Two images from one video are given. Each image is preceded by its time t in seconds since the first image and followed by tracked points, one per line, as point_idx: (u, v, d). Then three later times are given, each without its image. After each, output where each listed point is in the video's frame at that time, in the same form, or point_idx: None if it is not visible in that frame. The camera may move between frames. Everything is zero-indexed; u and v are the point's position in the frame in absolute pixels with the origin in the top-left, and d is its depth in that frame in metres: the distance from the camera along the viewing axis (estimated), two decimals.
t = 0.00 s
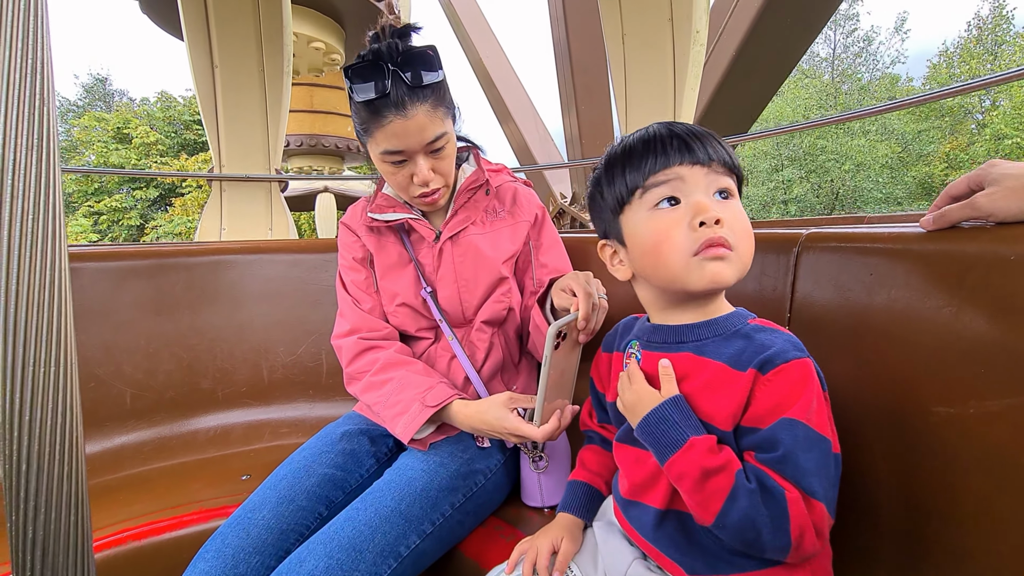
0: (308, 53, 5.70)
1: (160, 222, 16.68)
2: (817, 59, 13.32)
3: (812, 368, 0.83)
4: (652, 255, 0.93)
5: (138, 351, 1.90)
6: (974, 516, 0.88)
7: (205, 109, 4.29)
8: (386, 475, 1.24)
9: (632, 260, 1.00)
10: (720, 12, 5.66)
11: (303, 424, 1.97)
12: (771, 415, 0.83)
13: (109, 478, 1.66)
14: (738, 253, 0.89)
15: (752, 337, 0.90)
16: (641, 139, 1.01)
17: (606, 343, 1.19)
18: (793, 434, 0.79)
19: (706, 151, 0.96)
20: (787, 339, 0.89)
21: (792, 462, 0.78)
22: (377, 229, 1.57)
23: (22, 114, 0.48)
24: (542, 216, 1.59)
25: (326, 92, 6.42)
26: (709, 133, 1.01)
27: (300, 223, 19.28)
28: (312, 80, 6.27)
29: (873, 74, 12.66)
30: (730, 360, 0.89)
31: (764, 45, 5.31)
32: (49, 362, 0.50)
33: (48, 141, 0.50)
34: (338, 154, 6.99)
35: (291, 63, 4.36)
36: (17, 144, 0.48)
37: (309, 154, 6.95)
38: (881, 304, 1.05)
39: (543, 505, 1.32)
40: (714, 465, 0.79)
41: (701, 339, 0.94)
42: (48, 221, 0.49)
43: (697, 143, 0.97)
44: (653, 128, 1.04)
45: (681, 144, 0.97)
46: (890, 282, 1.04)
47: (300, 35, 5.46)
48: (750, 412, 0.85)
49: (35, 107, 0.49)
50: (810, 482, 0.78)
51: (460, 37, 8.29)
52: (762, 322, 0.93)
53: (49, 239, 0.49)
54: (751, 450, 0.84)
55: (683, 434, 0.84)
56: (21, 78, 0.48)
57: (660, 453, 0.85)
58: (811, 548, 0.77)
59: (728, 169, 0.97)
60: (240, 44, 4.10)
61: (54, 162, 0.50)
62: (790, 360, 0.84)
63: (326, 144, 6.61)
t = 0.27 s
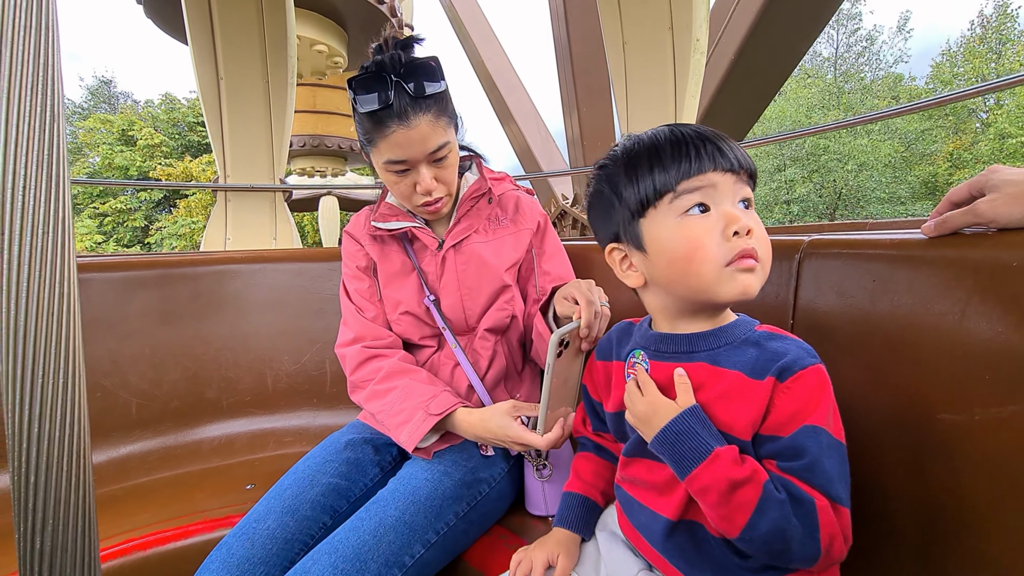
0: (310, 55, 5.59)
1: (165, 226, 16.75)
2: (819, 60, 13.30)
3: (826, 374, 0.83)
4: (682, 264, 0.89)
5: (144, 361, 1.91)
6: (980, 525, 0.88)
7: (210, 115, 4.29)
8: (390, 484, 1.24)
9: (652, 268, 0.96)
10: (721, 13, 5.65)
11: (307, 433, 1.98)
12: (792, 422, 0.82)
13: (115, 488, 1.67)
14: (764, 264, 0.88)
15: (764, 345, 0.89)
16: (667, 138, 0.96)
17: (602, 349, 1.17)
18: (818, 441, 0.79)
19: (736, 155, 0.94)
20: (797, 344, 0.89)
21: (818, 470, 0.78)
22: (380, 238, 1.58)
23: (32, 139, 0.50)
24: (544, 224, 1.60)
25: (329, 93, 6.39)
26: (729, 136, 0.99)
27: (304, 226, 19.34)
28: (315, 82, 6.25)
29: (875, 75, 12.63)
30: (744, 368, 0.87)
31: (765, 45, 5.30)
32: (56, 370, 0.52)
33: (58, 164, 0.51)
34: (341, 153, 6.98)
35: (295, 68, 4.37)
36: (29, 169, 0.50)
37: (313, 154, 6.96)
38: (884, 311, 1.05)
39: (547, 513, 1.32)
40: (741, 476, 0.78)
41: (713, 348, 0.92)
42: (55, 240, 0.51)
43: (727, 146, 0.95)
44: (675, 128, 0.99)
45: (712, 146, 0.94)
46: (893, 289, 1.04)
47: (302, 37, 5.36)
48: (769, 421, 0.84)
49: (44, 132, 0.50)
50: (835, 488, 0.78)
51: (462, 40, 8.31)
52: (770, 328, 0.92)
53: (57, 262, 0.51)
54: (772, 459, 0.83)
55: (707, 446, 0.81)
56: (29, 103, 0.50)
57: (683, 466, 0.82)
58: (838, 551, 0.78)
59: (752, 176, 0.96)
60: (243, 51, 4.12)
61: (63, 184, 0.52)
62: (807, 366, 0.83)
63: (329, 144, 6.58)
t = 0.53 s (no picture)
0: (312, 55, 5.52)
1: (167, 227, 16.77)
2: (820, 59, 13.27)
3: (848, 382, 0.83)
4: (710, 271, 0.88)
5: (147, 366, 1.91)
6: (986, 528, 0.87)
7: (212, 117, 4.29)
8: (394, 489, 1.24)
9: (674, 273, 0.95)
10: (721, 12, 5.65)
11: (310, 437, 1.98)
12: (815, 431, 0.81)
13: (119, 493, 1.67)
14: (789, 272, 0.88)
15: (783, 352, 0.89)
16: (697, 137, 0.95)
17: (611, 351, 1.17)
18: (842, 451, 0.78)
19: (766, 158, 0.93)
20: (817, 351, 0.89)
21: (843, 480, 0.78)
22: (383, 241, 1.58)
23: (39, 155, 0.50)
24: (546, 228, 1.60)
25: (330, 90, 6.35)
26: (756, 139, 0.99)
27: (306, 227, 19.36)
28: (316, 82, 6.23)
29: (877, 73, 12.62)
30: (764, 375, 0.87)
31: (765, 45, 5.29)
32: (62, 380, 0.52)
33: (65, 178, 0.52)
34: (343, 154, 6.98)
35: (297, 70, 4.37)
36: (36, 184, 0.50)
37: (314, 152, 6.96)
38: (888, 315, 1.05)
39: (550, 517, 1.30)
40: (764, 486, 0.78)
41: (731, 354, 0.92)
42: (62, 250, 0.52)
43: (757, 149, 0.93)
44: (704, 128, 0.98)
45: (743, 147, 0.92)
46: (896, 291, 1.04)
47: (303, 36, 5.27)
48: (791, 429, 0.84)
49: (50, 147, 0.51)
50: (860, 499, 0.78)
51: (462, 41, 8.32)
52: (788, 334, 0.92)
53: (64, 274, 0.52)
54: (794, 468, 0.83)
55: (728, 455, 0.81)
56: (36, 119, 0.50)
57: (705, 476, 0.82)
58: (864, 562, 0.78)
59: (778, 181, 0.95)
60: (245, 53, 4.12)
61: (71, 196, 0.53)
62: (829, 374, 0.83)
63: (329, 144, 6.56)
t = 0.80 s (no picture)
0: (312, 54, 5.45)
1: (167, 228, 16.77)
2: (820, 59, 13.26)
3: (855, 392, 0.83)
4: (716, 287, 0.89)
5: (148, 369, 1.91)
6: (985, 531, 0.88)
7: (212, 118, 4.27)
8: (394, 491, 1.24)
9: (681, 281, 0.96)
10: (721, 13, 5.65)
11: (310, 440, 1.98)
12: (819, 440, 0.82)
13: (121, 496, 1.67)
14: (797, 295, 0.88)
15: (790, 359, 0.89)
16: (718, 142, 0.94)
17: (617, 352, 1.17)
18: (846, 461, 0.79)
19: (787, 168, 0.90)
20: (825, 359, 0.89)
21: (846, 490, 0.78)
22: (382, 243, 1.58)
23: (44, 164, 0.51)
24: (545, 231, 1.60)
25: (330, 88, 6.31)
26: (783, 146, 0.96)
27: (306, 227, 19.36)
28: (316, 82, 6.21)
29: (877, 73, 12.62)
30: (770, 382, 0.88)
31: (765, 45, 5.29)
32: (66, 382, 0.53)
33: (69, 184, 0.52)
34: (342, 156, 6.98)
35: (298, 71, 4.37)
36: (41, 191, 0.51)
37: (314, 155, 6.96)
38: (887, 318, 1.05)
39: (550, 519, 1.31)
40: (767, 493, 0.78)
41: (737, 360, 0.92)
42: (66, 254, 0.52)
43: (778, 159, 0.91)
44: (729, 131, 0.96)
45: (763, 157, 0.90)
46: (895, 293, 1.04)
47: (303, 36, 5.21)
48: (796, 437, 0.85)
49: (54, 156, 0.51)
50: (863, 508, 0.78)
51: (462, 42, 8.32)
52: (797, 342, 0.92)
53: (68, 279, 0.52)
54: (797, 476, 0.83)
55: (731, 461, 0.81)
56: (42, 126, 0.51)
57: (707, 481, 0.82)
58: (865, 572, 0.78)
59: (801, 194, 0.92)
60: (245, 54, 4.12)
61: (76, 202, 0.53)
62: (836, 383, 0.83)
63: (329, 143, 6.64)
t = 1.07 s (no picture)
0: (313, 52, 5.48)
1: (167, 228, 16.78)
2: (820, 59, 13.27)
3: (860, 395, 0.83)
4: (717, 287, 0.89)
5: (149, 368, 1.91)
6: (983, 528, 0.88)
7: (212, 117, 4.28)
8: (395, 490, 1.24)
9: (684, 279, 0.96)
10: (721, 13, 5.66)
11: (310, 438, 1.98)
12: (821, 442, 0.82)
13: (121, 494, 1.68)
14: (800, 298, 0.87)
15: (794, 360, 0.89)
16: (727, 141, 0.93)
17: (623, 350, 1.17)
18: (849, 464, 0.78)
19: (795, 169, 0.89)
20: (830, 361, 0.88)
21: (848, 492, 0.77)
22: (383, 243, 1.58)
23: (46, 163, 0.51)
24: (544, 229, 1.60)
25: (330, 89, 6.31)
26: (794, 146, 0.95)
27: (306, 227, 19.37)
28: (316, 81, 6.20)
29: (877, 72, 12.62)
30: (773, 382, 0.88)
31: (765, 45, 5.30)
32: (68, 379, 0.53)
33: (71, 182, 0.53)
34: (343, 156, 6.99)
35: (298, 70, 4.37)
36: (42, 190, 0.51)
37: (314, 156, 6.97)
38: (886, 316, 1.05)
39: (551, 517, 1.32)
40: (769, 492, 0.78)
41: (741, 359, 0.92)
42: (67, 253, 0.52)
43: (787, 159, 0.90)
44: (739, 131, 0.95)
45: (771, 157, 0.89)
46: (895, 291, 1.04)
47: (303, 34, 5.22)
48: (797, 438, 0.85)
49: (55, 153, 0.52)
50: (865, 511, 0.78)
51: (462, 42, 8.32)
52: (803, 344, 0.92)
53: (68, 276, 0.53)
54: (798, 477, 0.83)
55: (732, 459, 0.82)
56: (44, 123, 0.51)
57: (709, 478, 0.83)
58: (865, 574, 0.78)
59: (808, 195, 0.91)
60: (246, 55, 4.13)
61: (78, 199, 0.54)
62: (840, 385, 0.83)
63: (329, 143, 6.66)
